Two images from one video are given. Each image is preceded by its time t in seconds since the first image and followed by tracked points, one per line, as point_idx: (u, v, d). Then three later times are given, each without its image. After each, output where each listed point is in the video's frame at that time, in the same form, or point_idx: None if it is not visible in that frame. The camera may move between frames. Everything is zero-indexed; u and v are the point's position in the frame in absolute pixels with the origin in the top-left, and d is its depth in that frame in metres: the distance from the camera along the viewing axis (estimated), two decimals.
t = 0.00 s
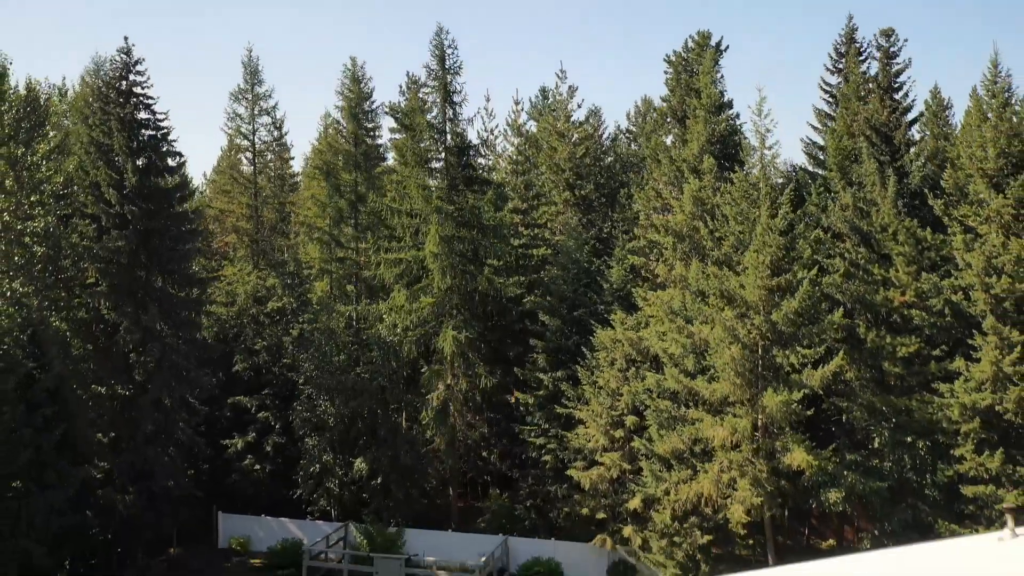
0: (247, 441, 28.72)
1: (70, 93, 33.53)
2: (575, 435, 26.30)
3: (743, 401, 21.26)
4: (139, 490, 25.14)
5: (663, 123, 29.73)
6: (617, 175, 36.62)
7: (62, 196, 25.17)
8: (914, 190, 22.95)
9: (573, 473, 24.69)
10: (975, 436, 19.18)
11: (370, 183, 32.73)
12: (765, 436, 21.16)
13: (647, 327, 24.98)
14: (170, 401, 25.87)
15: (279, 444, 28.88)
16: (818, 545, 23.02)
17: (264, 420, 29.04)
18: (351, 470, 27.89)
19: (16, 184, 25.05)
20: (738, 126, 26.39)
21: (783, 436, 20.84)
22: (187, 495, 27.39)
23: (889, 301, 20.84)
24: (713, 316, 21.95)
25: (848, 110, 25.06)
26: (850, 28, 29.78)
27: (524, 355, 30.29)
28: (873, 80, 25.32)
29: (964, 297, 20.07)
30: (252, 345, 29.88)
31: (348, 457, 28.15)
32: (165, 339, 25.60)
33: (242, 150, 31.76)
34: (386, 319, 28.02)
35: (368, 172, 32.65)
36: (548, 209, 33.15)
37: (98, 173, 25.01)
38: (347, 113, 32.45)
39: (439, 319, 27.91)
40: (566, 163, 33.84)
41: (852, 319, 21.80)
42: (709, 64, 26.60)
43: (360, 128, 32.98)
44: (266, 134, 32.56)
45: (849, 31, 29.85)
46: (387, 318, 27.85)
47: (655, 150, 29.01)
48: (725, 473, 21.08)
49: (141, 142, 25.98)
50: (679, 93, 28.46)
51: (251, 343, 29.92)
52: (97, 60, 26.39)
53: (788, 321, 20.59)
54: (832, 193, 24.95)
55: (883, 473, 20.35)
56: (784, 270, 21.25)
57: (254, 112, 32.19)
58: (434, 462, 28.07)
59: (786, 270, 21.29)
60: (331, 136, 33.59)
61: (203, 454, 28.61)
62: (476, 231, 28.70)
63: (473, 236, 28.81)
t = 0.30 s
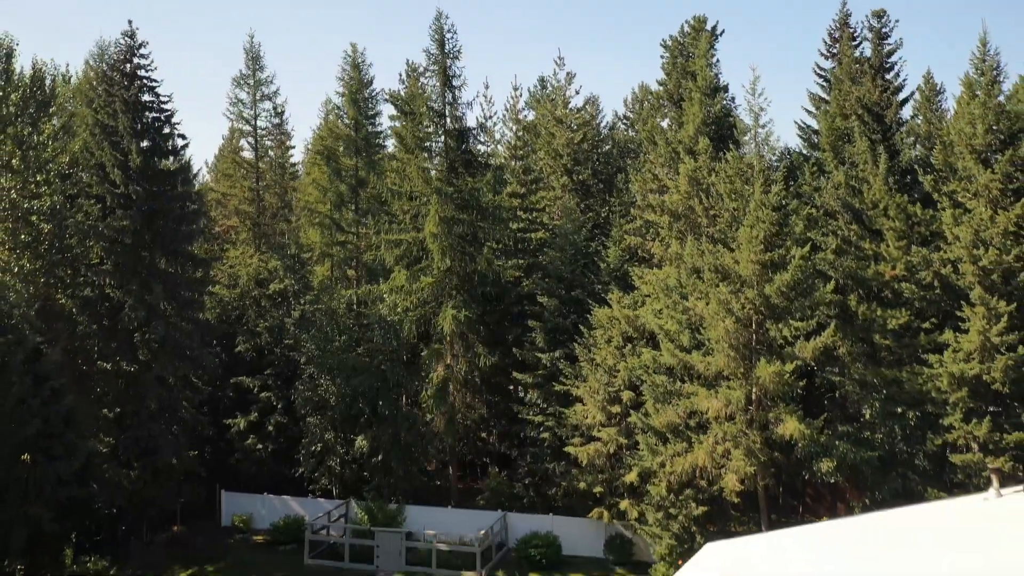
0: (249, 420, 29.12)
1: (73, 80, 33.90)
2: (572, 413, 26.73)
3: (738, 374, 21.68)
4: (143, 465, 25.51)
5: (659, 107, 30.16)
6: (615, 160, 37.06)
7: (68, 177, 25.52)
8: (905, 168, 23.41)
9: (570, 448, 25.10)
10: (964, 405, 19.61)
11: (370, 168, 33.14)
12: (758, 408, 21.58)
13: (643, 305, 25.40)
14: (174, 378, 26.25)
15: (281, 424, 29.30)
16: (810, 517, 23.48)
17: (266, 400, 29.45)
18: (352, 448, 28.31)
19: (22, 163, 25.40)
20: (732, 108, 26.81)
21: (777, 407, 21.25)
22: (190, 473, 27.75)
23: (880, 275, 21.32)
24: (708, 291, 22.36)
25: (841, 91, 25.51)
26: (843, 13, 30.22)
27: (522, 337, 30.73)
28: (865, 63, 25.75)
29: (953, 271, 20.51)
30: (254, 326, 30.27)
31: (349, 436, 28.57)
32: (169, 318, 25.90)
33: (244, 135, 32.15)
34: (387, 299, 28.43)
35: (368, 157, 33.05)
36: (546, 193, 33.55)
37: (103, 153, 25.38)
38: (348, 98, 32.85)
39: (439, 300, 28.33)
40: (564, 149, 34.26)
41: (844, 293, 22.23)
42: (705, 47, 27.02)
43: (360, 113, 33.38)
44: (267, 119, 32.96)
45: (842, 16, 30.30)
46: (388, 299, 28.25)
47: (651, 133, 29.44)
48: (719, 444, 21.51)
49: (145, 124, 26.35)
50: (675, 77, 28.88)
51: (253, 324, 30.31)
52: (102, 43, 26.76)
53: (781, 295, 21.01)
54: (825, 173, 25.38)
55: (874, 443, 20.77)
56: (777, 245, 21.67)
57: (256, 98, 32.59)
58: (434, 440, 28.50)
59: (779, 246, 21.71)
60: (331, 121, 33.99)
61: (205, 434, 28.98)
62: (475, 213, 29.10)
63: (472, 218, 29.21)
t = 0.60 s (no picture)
0: (250, 403, 29.49)
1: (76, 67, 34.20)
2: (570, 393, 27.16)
3: (731, 351, 22.05)
4: (146, 445, 25.82)
5: (656, 92, 30.53)
6: (611, 148, 37.50)
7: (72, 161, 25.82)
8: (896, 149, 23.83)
9: (568, 427, 25.48)
10: (952, 378, 20.02)
11: (370, 155, 33.60)
12: (752, 384, 21.97)
13: (639, 286, 25.79)
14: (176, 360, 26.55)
15: (282, 406, 29.69)
16: (802, 492, 23.90)
17: (267, 382, 29.82)
18: (352, 429, 28.69)
19: (27, 145, 25.72)
20: (727, 92, 27.22)
21: (770, 383, 21.63)
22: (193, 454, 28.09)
23: (872, 253, 21.87)
24: (703, 269, 22.75)
25: (834, 75, 25.93)
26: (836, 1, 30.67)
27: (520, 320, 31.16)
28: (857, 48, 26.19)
29: (943, 247, 20.94)
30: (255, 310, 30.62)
31: (350, 417, 28.99)
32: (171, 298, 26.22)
33: (244, 121, 32.53)
34: (388, 282, 28.89)
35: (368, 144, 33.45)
36: (544, 180, 33.94)
37: (107, 137, 25.71)
38: (348, 86, 33.25)
39: (439, 282, 28.88)
40: (561, 136, 34.67)
41: (836, 271, 22.63)
42: (700, 32, 27.42)
43: (360, 101, 33.77)
44: (268, 107, 33.35)
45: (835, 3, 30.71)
46: (388, 281, 28.64)
47: (647, 118, 29.84)
48: (713, 420, 21.87)
49: (148, 108, 26.66)
50: (671, 62, 29.31)
51: (254, 308, 30.64)
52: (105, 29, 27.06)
53: (774, 272, 21.40)
54: (818, 155, 25.81)
55: (865, 417, 21.16)
56: (769, 224, 22.08)
57: (257, 85, 32.99)
58: (433, 422, 28.88)
59: (772, 225, 22.10)
60: (331, 109, 34.42)
61: (207, 416, 29.31)
62: (474, 198, 29.47)
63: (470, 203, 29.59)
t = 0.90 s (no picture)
0: (251, 384, 29.87)
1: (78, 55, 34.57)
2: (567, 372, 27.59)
3: (725, 327, 22.47)
4: (149, 424, 26.15)
5: (652, 78, 30.94)
6: (608, 136, 37.94)
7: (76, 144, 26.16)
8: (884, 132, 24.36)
9: (565, 405, 25.91)
10: (940, 351, 20.48)
11: (369, 141, 33.99)
12: (745, 359, 22.40)
13: (635, 266, 26.21)
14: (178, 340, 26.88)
15: (283, 387, 30.10)
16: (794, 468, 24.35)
17: (268, 364, 30.21)
18: (352, 410, 29.08)
19: (33, 126, 25.44)
20: (721, 76, 27.65)
21: (762, 358, 22.06)
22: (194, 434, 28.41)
23: (862, 231, 22.38)
24: (697, 247, 23.17)
25: (825, 59, 26.41)
26: None
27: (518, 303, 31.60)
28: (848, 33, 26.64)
29: (932, 224, 21.41)
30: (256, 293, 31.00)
31: (350, 397, 29.41)
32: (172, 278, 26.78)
33: (245, 108, 32.90)
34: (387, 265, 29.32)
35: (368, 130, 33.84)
36: (542, 165, 34.37)
37: (111, 120, 26.06)
38: (347, 73, 33.65)
39: (438, 265, 29.24)
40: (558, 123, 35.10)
41: (826, 249, 23.08)
42: (695, 17, 27.85)
43: (359, 88, 34.16)
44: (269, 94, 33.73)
45: None
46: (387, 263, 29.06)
47: (643, 103, 30.27)
48: (707, 394, 22.23)
49: (151, 92, 26.93)
50: (666, 48, 29.75)
51: (255, 291, 31.02)
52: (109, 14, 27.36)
53: (767, 249, 21.82)
54: (810, 138, 26.25)
55: (855, 391, 21.60)
56: (762, 203, 22.51)
57: (258, 72, 33.36)
58: (432, 402, 29.29)
59: (765, 203, 22.54)
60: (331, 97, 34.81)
61: (209, 397, 29.69)
62: (472, 182, 29.87)
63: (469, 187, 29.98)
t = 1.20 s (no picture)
0: (252, 366, 30.27)
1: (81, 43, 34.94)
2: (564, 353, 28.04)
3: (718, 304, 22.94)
4: (152, 404, 26.51)
5: (647, 65, 31.40)
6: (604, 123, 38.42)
7: (80, 127, 26.53)
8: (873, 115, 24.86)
9: (561, 384, 26.38)
10: (928, 326, 21.02)
11: (368, 128, 34.42)
12: (737, 336, 22.87)
13: (631, 247, 26.70)
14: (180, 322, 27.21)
15: (283, 369, 30.52)
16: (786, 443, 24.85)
17: (268, 346, 30.61)
18: (352, 391, 29.47)
19: (37, 109, 26.19)
20: (715, 61, 28.10)
21: (754, 334, 22.54)
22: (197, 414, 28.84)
23: (853, 209, 22.85)
24: (691, 227, 23.64)
25: (817, 44, 26.94)
26: None
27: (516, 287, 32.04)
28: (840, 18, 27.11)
29: (919, 202, 21.91)
30: (257, 277, 31.39)
31: (350, 379, 29.83)
32: (175, 260, 27.08)
33: (246, 95, 33.32)
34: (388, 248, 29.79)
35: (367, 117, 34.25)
36: (539, 152, 34.84)
37: (114, 104, 26.41)
38: (347, 60, 34.05)
39: (437, 248, 29.67)
40: (555, 111, 35.58)
41: (817, 228, 23.55)
42: (689, 4, 28.30)
43: (359, 75, 34.55)
44: (268, 81, 34.11)
45: None
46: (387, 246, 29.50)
47: (638, 89, 30.72)
48: (701, 370, 22.68)
49: (154, 78, 27.29)
50: (661, 34, 30.20)
51: (255, 275, 31.41)
52: None
53: (759, 227, 22.30)
54: (802, 121, 26.78)
55: (845, 366, 22.09)
56: (755, 183, 22.97)
57: (258, 60, 33.76)
58: (431, 384, 29.73)
59: (757, 183, 23.00)
60: (331, 84, 35.22)
61: (210, 379, 30.09)
62: (470, 167, 30.29)
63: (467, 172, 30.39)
